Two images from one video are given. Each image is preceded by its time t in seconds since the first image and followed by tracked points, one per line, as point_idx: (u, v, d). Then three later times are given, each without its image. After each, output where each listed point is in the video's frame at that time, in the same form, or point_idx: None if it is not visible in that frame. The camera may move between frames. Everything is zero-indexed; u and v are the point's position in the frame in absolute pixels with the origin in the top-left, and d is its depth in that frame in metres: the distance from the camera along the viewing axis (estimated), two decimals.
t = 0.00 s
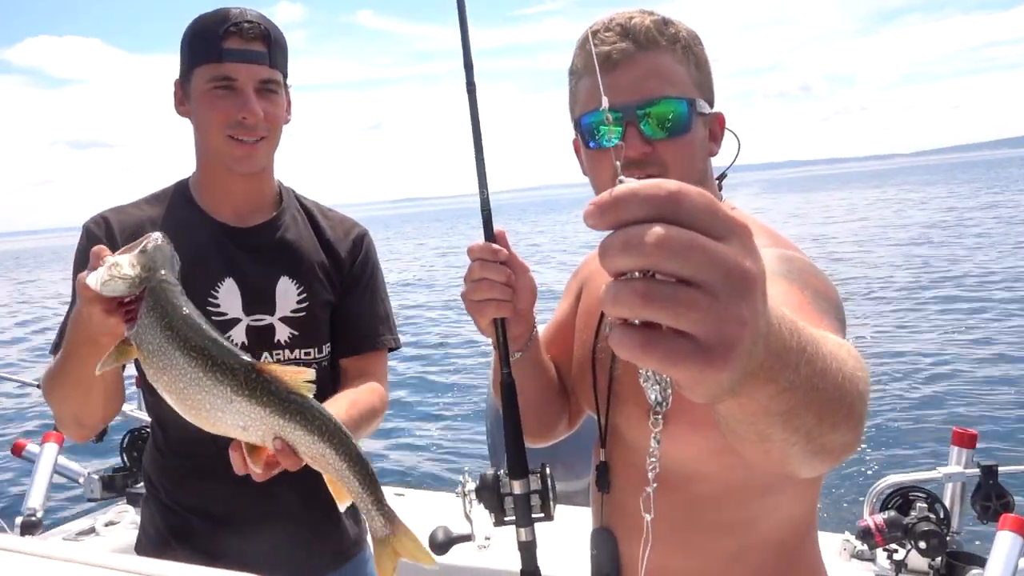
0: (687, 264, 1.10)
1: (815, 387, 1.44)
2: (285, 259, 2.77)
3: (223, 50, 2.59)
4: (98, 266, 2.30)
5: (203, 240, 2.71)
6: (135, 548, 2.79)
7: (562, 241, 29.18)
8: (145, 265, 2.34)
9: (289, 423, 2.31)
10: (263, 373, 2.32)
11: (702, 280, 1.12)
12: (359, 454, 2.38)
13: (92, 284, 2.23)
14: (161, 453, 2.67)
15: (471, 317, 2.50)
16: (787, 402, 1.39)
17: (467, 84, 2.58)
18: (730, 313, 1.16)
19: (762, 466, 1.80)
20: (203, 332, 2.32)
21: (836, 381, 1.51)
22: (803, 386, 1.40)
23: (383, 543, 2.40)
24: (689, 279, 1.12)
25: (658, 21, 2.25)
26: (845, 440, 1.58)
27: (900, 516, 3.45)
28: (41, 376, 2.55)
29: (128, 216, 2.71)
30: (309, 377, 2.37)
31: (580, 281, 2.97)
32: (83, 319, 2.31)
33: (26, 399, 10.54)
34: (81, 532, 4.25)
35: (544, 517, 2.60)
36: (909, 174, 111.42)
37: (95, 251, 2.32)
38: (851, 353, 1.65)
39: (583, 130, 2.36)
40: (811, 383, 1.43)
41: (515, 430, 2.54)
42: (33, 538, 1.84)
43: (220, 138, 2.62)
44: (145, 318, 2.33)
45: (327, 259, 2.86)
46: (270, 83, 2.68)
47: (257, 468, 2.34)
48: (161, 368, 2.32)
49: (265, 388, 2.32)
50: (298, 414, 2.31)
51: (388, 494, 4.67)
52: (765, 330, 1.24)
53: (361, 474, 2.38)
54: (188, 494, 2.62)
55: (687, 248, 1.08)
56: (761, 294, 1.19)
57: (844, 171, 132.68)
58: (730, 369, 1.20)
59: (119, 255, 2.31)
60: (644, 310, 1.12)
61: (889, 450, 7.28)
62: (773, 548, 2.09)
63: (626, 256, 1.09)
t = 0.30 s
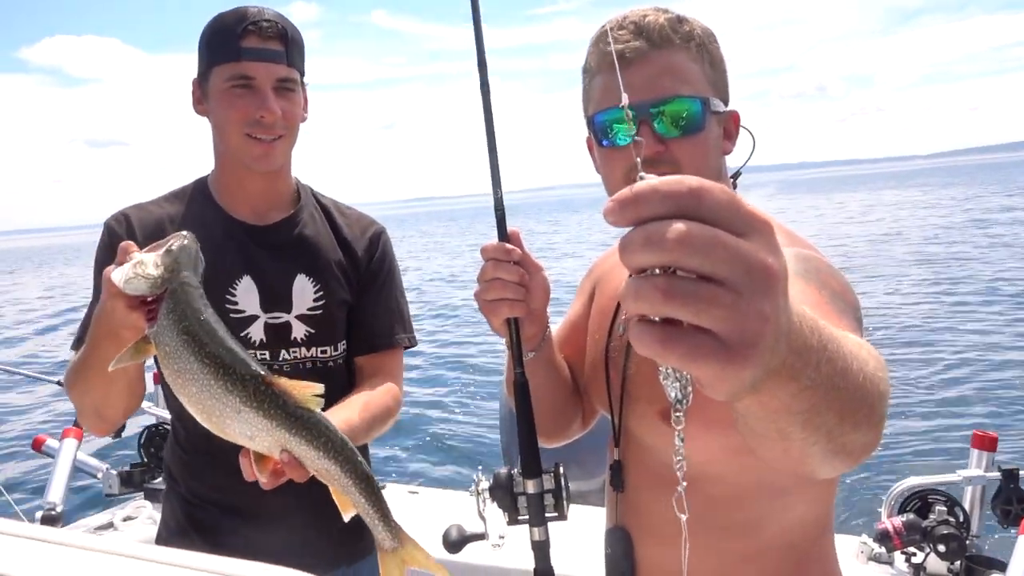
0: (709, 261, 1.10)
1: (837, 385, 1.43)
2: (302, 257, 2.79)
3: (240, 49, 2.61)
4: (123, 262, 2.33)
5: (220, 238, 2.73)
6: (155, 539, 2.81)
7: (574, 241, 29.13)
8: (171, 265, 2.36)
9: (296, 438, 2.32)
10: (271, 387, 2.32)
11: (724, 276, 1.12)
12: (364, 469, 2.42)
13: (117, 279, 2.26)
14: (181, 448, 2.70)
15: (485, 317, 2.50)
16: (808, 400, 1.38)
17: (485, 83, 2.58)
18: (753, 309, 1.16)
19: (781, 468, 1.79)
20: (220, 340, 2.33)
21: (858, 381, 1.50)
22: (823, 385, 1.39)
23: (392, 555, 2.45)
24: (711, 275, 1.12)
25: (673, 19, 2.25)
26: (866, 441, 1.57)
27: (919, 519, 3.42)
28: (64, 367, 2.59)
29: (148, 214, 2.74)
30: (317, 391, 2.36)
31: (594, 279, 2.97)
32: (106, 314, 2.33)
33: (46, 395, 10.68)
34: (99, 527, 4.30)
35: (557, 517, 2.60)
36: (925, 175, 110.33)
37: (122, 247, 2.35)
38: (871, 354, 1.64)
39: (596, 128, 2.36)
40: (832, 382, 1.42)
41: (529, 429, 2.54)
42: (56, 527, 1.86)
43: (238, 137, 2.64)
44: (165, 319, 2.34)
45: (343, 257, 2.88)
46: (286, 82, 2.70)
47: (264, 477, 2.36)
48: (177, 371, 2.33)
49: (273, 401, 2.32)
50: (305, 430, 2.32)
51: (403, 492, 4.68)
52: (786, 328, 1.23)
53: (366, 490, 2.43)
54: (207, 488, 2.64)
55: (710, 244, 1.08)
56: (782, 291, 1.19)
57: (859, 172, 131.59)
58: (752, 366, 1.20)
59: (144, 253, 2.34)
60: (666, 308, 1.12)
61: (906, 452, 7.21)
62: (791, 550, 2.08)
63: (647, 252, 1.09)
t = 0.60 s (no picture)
0: (722, 259, 1.09)
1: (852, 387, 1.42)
2: (321, 254, 2.80)
3: (258, 47, 2.63)
4: (138, 257, 2.35)
5: (238, 237, 2.75)
6: (176, 536, 2.84)
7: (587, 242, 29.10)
8: (184, 259, 2.37)
9: (323, 412, 2.36)
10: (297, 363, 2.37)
11: (737, 275, 1.12)
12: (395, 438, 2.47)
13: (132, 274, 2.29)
14: (200, 446, 2.71)
15: (503, 314, 2.51)
16: (822, 400, 1.37)
17: (503, 82, 2.58)
18: (764, 308, 1.16)
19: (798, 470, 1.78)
20: (239, 325, 2.36)
21: (875, 383, 1.49)
22: (839, 387, 1.39)
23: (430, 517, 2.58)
24: (723, 274, 1.11)
25: (698, 16, 2.23)
26: (886, 445, 1.56)
27: (938, 522, 3.39)
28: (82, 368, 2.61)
29: (166, 213, 2.76)
30: (339, 364, 2.42)
31: (613, 279, 2.96)
32: (121, 308, 2.35)
33: (63, 393, 10.79)
34: (116, 525, 4.33)
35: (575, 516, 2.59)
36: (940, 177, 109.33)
37: (136, 243, 2.39)
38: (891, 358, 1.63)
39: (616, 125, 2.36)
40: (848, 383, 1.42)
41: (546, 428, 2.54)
42: (72, 524, 1.88)
43: (255, 135, 2.65)
44: (185, 308, 2.36)
45: (362, 255, 2.89)
46: (304, 80, 2.71)
47: (292, 459, 2.39)
48: (197, 359, 2.35)
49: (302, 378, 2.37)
50: (333, 403, 2.37)
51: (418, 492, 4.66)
52: (799, 327, 1.23)
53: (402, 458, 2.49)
54: (227, 486, 2.66)
55: (721, 242, 1.07)
56: (795, 288, 1.18)
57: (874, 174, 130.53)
58: (763, 364, 1.20)
59: (158, 248, 2.36)
60: (675, 305, 1.12)
61: (924, 456, 7.14)
62: (807, 553, 2.07)
63: (658, 251, 1.08)
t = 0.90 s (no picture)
0: (701, 245, 1.14)
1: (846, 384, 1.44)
2: (334, 256, 2.81)
3: (272, 53, 2.65)
4: (152, 259, 2.38)
5: (252, 240, 2.76)
6: (188, 538, 2.85)
7: (593, 244, 29.09)
8: (196, 260, 2.40)
9: (338, 411, 2.37)
10: (309, 363, 2.38)
11: (716, 260, 1.16)
12: (408, 435, 2.47)
13: (145, 276, 2.30)
14: (212, 447, 2.73)
15: (517, 314, 2.53)
16: (815, 391, 1.41)
17: (517, 86, 2.59)
18: (742, 291, 1.20)
19: (806, 470, 1.78)
20: (251, 326, 2.37)
21: (875, 379, 1.50)
22: (835, 379, 1.42)
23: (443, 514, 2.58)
24: (701, 257, 1.16)
25: (717, 25, 2.23)
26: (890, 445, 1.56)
27: (948, 528, 3.38)
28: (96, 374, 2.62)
29: (179, 217, 2.78)
30: (352, 362, 2.44)
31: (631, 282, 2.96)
32: (135, 311, 2.37)
33: (72, 394, 10.85)
34: (126, 526, 4.35)
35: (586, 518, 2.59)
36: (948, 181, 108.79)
37: (148, 247, 2.42)
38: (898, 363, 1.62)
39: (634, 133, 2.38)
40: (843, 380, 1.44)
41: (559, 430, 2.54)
42: (86, 525, 1.88)
43: (269, 140, 2.67)
44: (197, 308, 2.39)
45: (374, 257, 2.90)
46: (317, 85, 2.73)
47: (309, 455, 2.39)
48: (210, 361, 2.37)
49: (314, 377, 2.37)
50: (346, 401, 2.37)
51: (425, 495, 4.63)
52: (783, 315, 1.26)
53: (416, 455, 2.50)
54: (239, 487, 2.67)
55: (697, 228, 1.12)
56: (774, 274, 1.22)
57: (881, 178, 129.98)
58: (745, 346, 1.24)
59: (171, 250, 2.39)
60: (656, 286, 1.17)
61: (933, 461, 7.09)
62: (814, 557, 2.06)
63: (642, 237, 1.16)
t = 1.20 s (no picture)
0: (697, 235, 1.19)
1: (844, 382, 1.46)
2: (340, 260, 2.82)
3: (280, 58, 2.66)
4: (162, 262, 2.38)
5: (259, 244, 2.77)
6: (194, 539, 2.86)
7: (599, 248, 29.05)
8: (206, 263, 2.40)
9: (346, 413, 2.38)
10: (318, 367, 2.39)
11: (710, 249, 1.21)
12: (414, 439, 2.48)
13: (155, 279, 2.30)
14: (218, 449, 2.74)
15: (528, 315, 2.54)
16: (811, 385, 1.43)
17: (532, 92, 2.61)
18: (734, 280, 1.24)
19: (809, 473, 1.78)
20: (260, 330, 2.38)
21: (873, 379, 1.51)
22: (831, 377, 1.44)
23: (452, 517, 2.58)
24: (696, 247, 1.20)
25: (724, 34, 2.21)
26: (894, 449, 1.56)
27: (954, 536, 3.37)
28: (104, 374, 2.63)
29: (187, 220, 2.79)
30: (361, 366, 2.45)
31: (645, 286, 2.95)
32: (143, 314, 2.37)
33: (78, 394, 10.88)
34: (131, 527, 4.36)
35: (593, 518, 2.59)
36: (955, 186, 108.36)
37: (158, 250, 2.42)
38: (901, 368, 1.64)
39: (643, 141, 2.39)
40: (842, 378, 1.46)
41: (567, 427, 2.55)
42: (95, 524, 1.88)
43: (276, 144, 2.69)
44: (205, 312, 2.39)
45: (380, 262, 2.91)
46: (324, 89, 2.73)
47: (316, 459, 2.39)
48: (218, 364, 2.36)
49: (321, 381, 2.38)
50: (354, 404, 2.39)
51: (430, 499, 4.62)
52: (777, 308, 1.30)
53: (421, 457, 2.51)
54: (244, 491, 2.68)
55: (693, 218, 1.17)
56: (768, 267, 1.26)
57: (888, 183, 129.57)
58: (735, 332, 1.28)
59: (181, 254, 2.40)
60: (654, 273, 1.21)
61: (940, 469, 7.06)
62: (819, 563, 2.05)
63: (640, 226, 1.20)
